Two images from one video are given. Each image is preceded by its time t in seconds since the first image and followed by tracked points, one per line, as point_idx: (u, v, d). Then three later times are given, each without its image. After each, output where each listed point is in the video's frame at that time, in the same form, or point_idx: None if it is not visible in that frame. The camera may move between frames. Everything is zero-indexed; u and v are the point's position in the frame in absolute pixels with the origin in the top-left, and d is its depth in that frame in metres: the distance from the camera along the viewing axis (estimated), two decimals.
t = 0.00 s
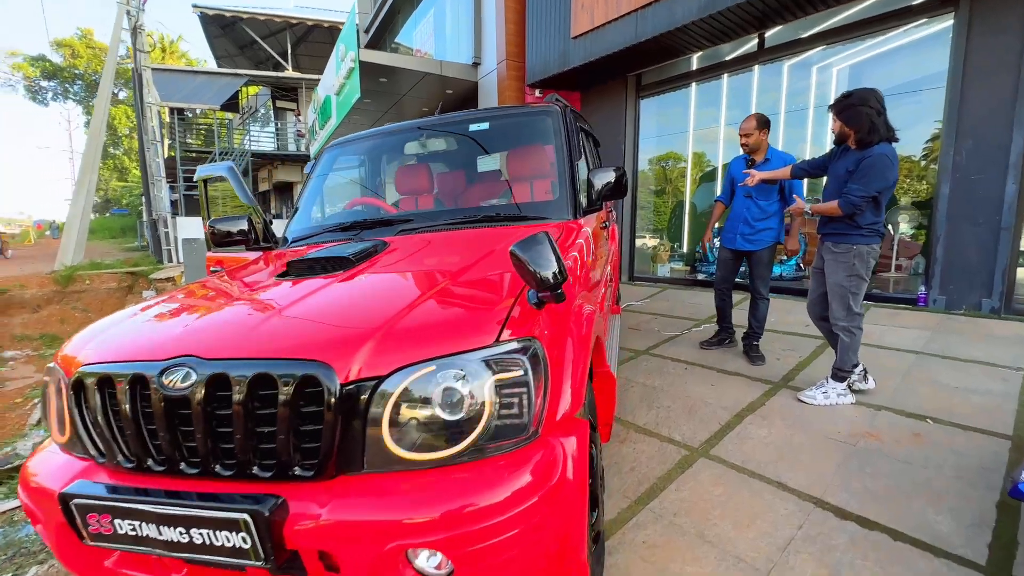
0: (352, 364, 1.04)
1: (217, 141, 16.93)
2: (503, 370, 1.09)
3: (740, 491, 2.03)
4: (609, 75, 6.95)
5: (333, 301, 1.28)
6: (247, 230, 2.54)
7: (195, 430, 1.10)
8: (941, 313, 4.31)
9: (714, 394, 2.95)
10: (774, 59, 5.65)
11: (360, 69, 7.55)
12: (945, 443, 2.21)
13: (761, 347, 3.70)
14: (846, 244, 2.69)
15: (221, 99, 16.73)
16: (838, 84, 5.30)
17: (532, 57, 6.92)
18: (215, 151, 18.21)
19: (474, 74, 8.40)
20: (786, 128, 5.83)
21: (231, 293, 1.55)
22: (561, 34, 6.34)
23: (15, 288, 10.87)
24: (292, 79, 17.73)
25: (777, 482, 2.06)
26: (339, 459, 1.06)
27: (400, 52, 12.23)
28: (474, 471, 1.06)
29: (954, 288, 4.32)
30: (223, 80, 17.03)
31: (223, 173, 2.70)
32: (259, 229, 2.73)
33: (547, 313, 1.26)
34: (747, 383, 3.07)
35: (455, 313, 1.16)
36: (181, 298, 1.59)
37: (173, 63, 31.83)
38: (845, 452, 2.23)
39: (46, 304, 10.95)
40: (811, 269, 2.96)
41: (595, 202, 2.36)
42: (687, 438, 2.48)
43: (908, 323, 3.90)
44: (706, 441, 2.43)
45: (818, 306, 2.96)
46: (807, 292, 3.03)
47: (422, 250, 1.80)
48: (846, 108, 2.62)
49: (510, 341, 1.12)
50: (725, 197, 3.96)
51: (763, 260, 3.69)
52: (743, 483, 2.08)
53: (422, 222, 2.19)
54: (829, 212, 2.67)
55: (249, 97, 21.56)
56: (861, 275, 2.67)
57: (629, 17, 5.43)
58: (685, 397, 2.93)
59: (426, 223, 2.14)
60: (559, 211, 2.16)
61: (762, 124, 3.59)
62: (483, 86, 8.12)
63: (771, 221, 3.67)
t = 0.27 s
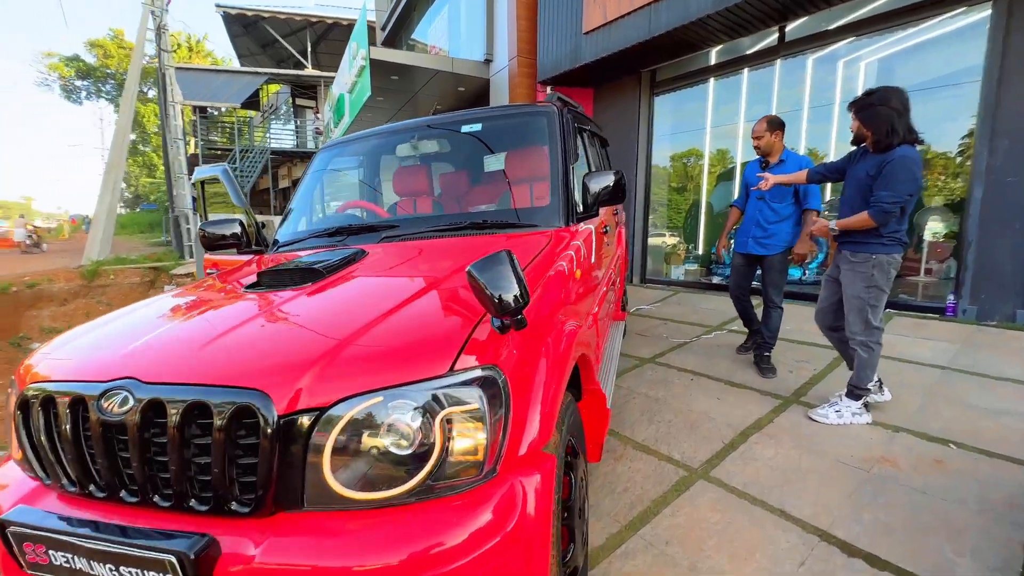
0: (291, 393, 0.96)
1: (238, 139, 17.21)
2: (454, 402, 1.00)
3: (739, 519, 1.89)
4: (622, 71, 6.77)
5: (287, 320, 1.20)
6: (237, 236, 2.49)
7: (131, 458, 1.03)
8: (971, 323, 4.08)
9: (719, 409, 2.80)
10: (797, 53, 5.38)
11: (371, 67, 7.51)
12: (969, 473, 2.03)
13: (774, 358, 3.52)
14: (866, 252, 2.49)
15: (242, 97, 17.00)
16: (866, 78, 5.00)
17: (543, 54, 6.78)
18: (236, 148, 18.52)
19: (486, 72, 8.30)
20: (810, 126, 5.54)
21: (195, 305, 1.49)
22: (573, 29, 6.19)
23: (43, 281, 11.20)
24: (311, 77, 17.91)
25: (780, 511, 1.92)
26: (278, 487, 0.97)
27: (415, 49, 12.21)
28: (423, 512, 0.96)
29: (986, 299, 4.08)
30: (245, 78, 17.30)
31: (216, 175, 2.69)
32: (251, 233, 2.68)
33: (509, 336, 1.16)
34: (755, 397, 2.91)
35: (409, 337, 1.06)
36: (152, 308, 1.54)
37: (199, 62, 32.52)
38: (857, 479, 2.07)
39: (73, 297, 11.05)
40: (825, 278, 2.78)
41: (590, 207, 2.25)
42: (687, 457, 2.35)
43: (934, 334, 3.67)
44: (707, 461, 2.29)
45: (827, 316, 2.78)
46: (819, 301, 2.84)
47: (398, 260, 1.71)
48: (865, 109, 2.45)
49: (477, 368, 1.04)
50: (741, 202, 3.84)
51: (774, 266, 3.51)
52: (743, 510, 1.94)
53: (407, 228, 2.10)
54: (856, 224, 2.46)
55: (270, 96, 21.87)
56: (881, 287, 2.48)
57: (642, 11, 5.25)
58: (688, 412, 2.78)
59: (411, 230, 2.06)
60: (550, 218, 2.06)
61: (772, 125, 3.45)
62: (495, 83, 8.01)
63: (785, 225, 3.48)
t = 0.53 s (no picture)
0: (183, 410, 0.90)
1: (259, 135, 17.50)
2: (360, 424, 0.92)
3: (716, 544, 1.77)
4: (633, 66, 6.58)
5: (208, 329, 1.14)
6: (217, 235, 2.46)
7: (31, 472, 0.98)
8: (997, 334, 3.89)
9: (711, 421, 2.66)
10: (820, 44, 5.10)
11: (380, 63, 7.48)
12: (977, 502, 1.86)
13: (777, 367, 3.34)
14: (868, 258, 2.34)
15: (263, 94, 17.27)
16: (895, 71, 4.70)
17: (552, 48, 6.64)
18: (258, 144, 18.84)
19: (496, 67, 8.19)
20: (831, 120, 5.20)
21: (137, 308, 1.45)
22: (581, 23, 6.03)
23: (71, 272, 11.55)
24: (330, 74, 18.08)
25: (762, 536, 1.79)
26: (169, 507, 0.89)
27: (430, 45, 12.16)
28: (317, 545, 0.87)
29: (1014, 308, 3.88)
30: (266, 75, 17.57)
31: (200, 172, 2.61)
32: (233, 231, 2.64)
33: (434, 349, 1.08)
34: (752, 409, 2.76)
35: (319, 353, 0.99)
36: (101, 311, 1.51)
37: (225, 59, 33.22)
38: (850, 504, 1.91)
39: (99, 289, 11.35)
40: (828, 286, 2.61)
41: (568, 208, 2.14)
42: (670, 472, 2.22)
43: (955, 345, 3.43)
44: (690, 478, 2.17)
45: (830, 325, 2.62)
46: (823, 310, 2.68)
47: (354, 264, 1.64)
48: (872, 107, 2.33)
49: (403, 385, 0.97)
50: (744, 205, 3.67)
51: (777, 269, 3.32)
52: (721, 534, 1.81)
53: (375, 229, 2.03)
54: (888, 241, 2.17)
55: (291, 92, 22.17)
56: (883, 295, 2.29)
57: (652, 2, 5.07)
58: (678, 423, 2.66)
59: (378, 231, 1.99)
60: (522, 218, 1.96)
61: (771, 125, 3.34)
62: (504, 79, 7.90)
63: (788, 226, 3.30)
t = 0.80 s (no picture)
0: (48, 435, 0.88)
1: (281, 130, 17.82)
2: (226, 454, 0.88)
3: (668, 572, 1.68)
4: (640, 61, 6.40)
5: (111, 346, 1.13)
6: (190, 236, 2.47)
7: None
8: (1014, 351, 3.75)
9: (689, 436, 2.55)
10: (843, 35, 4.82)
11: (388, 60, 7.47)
12: (959, 540, 1.72)
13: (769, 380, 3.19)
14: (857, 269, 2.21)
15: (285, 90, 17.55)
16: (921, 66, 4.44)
17: (557, 44, 6.51)
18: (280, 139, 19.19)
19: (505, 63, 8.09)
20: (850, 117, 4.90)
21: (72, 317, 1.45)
22: (586, 18, 5.90)
23: (99, 264, 11.96)
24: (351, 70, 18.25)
25: (718, 567, 1.69)
26: (32, 529, 0.87)
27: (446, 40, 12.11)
28: None
29: None
30: (288, 71, 17.85)
31: (181, 172, 2.56)
32: (209, 233, 2.65)
33: (329, 370, 1.03)
34: (734, 425, 2.64)
35: (197, 379, 0.95)
36: (43, 318, 1.52)
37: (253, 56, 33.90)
38: (819, 535, 1.79)
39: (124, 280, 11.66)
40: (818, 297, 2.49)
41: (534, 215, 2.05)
42: (636, 491, 2.14)
43: (965, 360, 3.22)
44: (655, 498, 2.07)
45: (820, 339, 2.49)
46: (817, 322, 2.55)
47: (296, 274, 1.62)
48: (863, 111, 2.19)
49: (285, 414, 0.93)
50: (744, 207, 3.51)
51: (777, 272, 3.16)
52: (675, 562, 1.72)
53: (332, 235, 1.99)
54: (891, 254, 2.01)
55: (313, 88, 22.49)
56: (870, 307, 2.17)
57: None
58: (654, 437, 2.56)
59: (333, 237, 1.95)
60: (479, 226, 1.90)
61: (769, 124, 3.19)
62: (512, 75, 7.81)
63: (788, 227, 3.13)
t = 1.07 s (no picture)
0: None
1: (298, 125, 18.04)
2: (124, 471, 0.87)
3: None
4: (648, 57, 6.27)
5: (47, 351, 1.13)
6: (173, 233, 2.50)
7: None
8: None
9: (672, 446, 2.48)
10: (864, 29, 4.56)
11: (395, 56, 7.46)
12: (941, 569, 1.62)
13: (763, 390, 3.09)
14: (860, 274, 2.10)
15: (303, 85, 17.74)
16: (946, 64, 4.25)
17: (565, 40, 6.42)
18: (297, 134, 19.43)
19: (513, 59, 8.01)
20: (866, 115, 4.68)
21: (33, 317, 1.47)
22: (593, 13, 5.79)
23: (120, 254, 12.29)
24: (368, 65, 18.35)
25: None
26: None
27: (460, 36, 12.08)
28: None
29: None
30: (307, 67, 18.05)
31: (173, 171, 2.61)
32: (194, 231, 2.67)
33: (250, 381, 1.00)
34: (720, 436, 2.56)
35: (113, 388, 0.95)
36: (10, 316, 1.55)
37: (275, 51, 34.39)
38: (792, 558, 1.72)
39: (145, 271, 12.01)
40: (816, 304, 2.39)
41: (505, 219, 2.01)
42: (608, 503, 2.08)
43: (975, 375, 3.06)
44: (628, 512, 2.02)
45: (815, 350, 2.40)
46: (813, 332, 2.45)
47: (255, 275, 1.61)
48: (863, 112, 2.09)
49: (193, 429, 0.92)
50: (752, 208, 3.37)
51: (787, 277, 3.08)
52: None
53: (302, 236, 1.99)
54: (858, 223, 2.02)
55: (332, 84, 22.70)
56: (870, 312, 2.10)
57: None
58: (636, 446, 2.49)
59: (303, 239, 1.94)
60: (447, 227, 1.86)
61: (788, 122, 3.02)
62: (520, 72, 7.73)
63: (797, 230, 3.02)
